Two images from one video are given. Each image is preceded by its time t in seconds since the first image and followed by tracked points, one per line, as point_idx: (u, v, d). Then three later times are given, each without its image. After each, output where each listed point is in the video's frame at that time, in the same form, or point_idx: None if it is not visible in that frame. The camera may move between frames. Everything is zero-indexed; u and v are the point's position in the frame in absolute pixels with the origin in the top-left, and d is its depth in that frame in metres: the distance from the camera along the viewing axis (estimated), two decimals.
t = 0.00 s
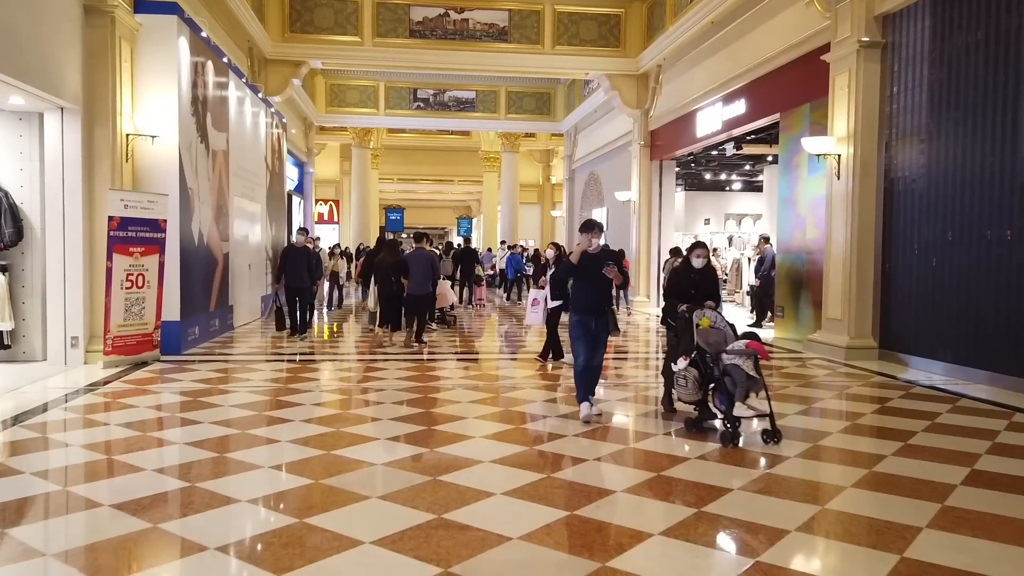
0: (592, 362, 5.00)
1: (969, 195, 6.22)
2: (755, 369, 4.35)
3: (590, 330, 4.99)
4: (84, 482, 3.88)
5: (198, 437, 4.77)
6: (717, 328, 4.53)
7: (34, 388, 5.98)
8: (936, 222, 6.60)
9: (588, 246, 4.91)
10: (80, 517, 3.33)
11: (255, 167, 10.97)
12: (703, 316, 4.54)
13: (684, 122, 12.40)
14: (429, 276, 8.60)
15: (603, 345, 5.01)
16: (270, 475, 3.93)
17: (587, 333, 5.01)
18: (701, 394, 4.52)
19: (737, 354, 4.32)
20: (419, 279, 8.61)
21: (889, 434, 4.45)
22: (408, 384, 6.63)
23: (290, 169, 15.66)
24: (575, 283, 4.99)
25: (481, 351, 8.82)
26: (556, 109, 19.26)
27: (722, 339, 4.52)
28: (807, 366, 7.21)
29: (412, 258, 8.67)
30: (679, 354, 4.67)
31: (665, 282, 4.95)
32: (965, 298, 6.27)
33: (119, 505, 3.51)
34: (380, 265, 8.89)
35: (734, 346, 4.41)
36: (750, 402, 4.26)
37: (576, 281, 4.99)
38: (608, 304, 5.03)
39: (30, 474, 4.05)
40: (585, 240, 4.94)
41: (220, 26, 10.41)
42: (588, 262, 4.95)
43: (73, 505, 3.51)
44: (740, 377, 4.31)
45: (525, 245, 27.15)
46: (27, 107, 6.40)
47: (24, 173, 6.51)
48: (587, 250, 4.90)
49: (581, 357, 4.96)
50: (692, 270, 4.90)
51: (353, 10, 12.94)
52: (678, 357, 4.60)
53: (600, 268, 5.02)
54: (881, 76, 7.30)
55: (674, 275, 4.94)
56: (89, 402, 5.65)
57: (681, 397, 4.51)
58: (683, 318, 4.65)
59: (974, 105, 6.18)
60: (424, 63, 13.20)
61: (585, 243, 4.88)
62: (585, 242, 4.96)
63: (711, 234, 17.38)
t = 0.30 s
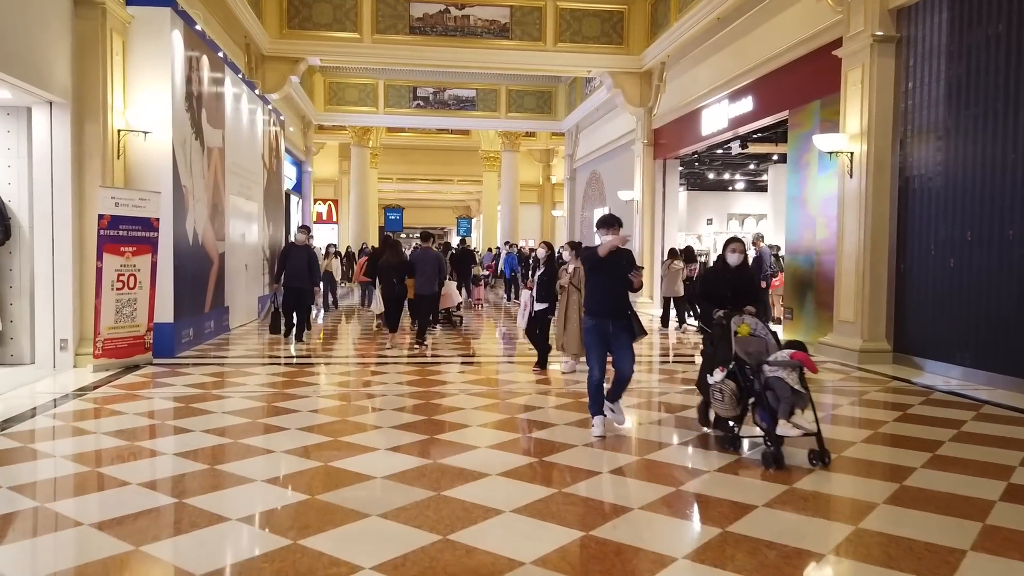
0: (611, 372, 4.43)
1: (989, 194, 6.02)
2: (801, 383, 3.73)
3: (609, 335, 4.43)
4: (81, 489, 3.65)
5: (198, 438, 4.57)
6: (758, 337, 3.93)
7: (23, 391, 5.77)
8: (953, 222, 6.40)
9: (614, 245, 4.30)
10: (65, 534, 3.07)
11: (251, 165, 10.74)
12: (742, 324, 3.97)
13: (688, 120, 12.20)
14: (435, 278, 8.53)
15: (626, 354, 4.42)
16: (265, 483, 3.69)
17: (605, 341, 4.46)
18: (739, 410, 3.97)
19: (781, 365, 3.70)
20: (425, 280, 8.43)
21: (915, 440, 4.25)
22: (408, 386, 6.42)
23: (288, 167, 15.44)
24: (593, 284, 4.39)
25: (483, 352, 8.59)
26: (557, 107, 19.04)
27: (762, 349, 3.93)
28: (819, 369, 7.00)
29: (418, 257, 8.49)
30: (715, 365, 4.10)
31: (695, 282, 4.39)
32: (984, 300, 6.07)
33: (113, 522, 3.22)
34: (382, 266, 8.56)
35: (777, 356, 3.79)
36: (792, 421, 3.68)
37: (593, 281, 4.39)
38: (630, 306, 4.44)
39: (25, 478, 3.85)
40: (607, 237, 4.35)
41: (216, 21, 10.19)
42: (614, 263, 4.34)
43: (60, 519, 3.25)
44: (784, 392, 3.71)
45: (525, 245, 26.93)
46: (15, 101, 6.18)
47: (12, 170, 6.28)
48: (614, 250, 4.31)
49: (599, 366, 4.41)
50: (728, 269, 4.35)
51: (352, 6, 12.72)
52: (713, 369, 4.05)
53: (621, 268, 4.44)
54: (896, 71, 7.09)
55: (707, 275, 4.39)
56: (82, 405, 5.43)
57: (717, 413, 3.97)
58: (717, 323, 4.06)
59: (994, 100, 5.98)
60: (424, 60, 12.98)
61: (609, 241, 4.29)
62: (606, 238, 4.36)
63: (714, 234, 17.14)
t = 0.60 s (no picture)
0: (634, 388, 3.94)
1: (1006, 193, 5.83)
2: (851, 400, 3.32)
3: (633, 347, 3.97)
4: (59, 501, 3.41)
5: (187, 445, 4.31)
6: (801, 347, 3.55)
7: (8, 395, 5.56)
8: (968, 222, 6.21)
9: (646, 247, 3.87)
10: (36, 556, 2.80)
11: (246, 164, 10.54)
12: (783, 332, 3.58)
13: (692, 118, 12.01)
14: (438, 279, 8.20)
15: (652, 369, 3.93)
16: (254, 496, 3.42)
17: (625, 354, 3.99)
18: (782, 429, 3.57)
19: (828, 381, 3.27)
20: (429, 282, 8.23)
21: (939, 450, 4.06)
22: (407, 387, 6.21)
23: (285, 167, 15.23)
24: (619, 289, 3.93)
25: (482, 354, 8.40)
26: (557, 107, 18.84)
27: (806, 361, 3.52)
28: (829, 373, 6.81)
29: (421, 259, 8.29)
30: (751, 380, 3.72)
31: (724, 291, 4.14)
32: (1001, 303, 5.88)
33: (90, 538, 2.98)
34: (384, 267, 8.59)
35: (823, 369, 3.37)
36: (841, 443, 3.28)
37: (616, 285, 3.93)
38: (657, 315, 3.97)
39: (9, 482, 3.67)
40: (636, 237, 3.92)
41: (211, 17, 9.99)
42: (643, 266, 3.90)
43: (31, 536, 3.01)
44: (831, 410, 3.31)
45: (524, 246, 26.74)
46: None
47: None
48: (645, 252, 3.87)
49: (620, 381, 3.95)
50: (757, 274, 4.08)
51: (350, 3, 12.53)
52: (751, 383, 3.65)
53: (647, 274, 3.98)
54: (908, 68, 6.90)
55: (737, 281, 4.13)
56: (67, 411, 5.18)
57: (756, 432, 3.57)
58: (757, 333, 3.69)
59: (1011, 96, 5.79)
60: (422, 58, 12.79)
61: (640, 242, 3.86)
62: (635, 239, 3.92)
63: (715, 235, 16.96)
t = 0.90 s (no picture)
0: (675, 401, 3.46)
1: None
2: (917, 422, 2.83)
3: (671, 357, 3.47)
4: (37, 511, 3.20)
5: (173, 454, 4.02)
6: (856, 359, 3.09)
7: None
8: (988, 221, 5.98)
9: (677, 247, 3.32)
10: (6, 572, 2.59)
11: (241, 162, 10.32)
12: (833, 342, 3.11)
13: (696, 116, 11.79)
14: (444, 278, 8.04)
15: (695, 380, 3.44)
16: (240, 509, 3.17)
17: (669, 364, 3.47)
18: (836, 455, 3.10)
19: (889, 401, 2.80)
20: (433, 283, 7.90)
21: (969, 460, 3.84)
22: (406, 391, 5.99)
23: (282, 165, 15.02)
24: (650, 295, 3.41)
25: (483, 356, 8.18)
26: (557, 105, 18.63)
27: (863, 375, 3.07)
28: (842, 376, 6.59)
29: (425, 258, 8.03)
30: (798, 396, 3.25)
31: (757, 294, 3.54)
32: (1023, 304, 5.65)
33: (60, 560, 2.68)
34: (390, 266, 8.16)
35: (884, 386, 2.90)
36: (908, 474, 2.80)
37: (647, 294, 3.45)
38: (693, 319, 3.49)
39: None
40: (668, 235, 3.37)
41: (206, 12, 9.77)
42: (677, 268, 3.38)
43: None
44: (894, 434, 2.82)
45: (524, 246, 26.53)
46: None
47: None
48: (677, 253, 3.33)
49: (664, 395, 3.42)
50: (795, 272, 3.47)
51: None
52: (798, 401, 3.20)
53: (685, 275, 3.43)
54: (923, 60, 6.67)
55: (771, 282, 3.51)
56: (49, 417, 4.91)
57: (804, 456, 3.14)
58: (802, 343, 3.20)
59: None
60: (421, 55, 12.57)
61: (670, 241, 3.32)
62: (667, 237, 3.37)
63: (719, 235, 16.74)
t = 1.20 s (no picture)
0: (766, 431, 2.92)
1: None
2: None
3: (760, 379, 2.91)
4: (74, 521, 3.08)
5: (210, 463, 3.88)
6: (982, 380, 2.68)
7: (32, 401, 5.28)
8: None
9: (761, 254, 2.78)
10: None
11: (280, 162, 10.25)
12: (953, 360, 2.72)
13: (742, 112, 11.43)
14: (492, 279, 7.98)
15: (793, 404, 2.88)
16: (279, 523, 3.03)
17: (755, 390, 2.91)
18: (961, 493, 2.71)
19: None
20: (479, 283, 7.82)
21: None
22: (447, 396, 5.81)
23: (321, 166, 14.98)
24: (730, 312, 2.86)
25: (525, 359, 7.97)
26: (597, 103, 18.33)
27: (990, 399, 2.67)
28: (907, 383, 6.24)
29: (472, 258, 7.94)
30: (908, 424, 2.86)
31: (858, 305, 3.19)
32: None
33: None
34: (439, 265, 8.04)
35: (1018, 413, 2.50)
36: None
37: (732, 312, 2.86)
38: (783, 334, 2.93)
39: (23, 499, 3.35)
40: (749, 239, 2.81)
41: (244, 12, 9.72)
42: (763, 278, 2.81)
43: (22, 572, 2.58)
44: None
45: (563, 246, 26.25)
46: (21, 90, 5.73)
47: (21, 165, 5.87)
48: (761, 262, 2.79)
49: (752, 425, 2.86)
50: (905, 278, 3.11)
51: None
52: (911, 430, 2.80)
53: (776, 286, 2.84)
54: (990, 49, 6.29)
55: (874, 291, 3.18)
56: (88, 421, 4.83)
57: (922, 496, 2.76)
58: (917, 360, 2.86)
59: None
60: (460, 53, 12.40)
61: (753, 248, 2.78)
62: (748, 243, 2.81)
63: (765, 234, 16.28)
